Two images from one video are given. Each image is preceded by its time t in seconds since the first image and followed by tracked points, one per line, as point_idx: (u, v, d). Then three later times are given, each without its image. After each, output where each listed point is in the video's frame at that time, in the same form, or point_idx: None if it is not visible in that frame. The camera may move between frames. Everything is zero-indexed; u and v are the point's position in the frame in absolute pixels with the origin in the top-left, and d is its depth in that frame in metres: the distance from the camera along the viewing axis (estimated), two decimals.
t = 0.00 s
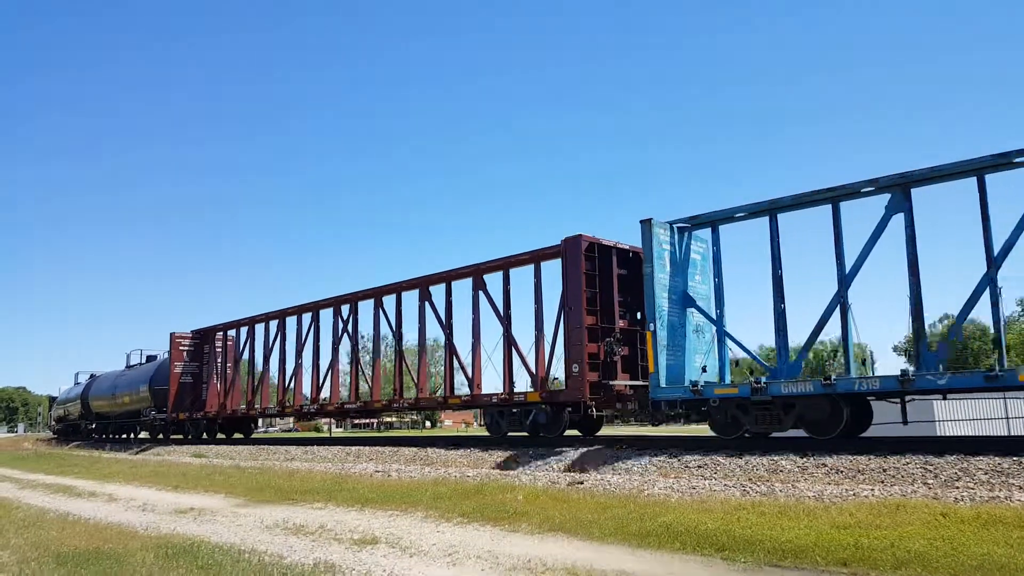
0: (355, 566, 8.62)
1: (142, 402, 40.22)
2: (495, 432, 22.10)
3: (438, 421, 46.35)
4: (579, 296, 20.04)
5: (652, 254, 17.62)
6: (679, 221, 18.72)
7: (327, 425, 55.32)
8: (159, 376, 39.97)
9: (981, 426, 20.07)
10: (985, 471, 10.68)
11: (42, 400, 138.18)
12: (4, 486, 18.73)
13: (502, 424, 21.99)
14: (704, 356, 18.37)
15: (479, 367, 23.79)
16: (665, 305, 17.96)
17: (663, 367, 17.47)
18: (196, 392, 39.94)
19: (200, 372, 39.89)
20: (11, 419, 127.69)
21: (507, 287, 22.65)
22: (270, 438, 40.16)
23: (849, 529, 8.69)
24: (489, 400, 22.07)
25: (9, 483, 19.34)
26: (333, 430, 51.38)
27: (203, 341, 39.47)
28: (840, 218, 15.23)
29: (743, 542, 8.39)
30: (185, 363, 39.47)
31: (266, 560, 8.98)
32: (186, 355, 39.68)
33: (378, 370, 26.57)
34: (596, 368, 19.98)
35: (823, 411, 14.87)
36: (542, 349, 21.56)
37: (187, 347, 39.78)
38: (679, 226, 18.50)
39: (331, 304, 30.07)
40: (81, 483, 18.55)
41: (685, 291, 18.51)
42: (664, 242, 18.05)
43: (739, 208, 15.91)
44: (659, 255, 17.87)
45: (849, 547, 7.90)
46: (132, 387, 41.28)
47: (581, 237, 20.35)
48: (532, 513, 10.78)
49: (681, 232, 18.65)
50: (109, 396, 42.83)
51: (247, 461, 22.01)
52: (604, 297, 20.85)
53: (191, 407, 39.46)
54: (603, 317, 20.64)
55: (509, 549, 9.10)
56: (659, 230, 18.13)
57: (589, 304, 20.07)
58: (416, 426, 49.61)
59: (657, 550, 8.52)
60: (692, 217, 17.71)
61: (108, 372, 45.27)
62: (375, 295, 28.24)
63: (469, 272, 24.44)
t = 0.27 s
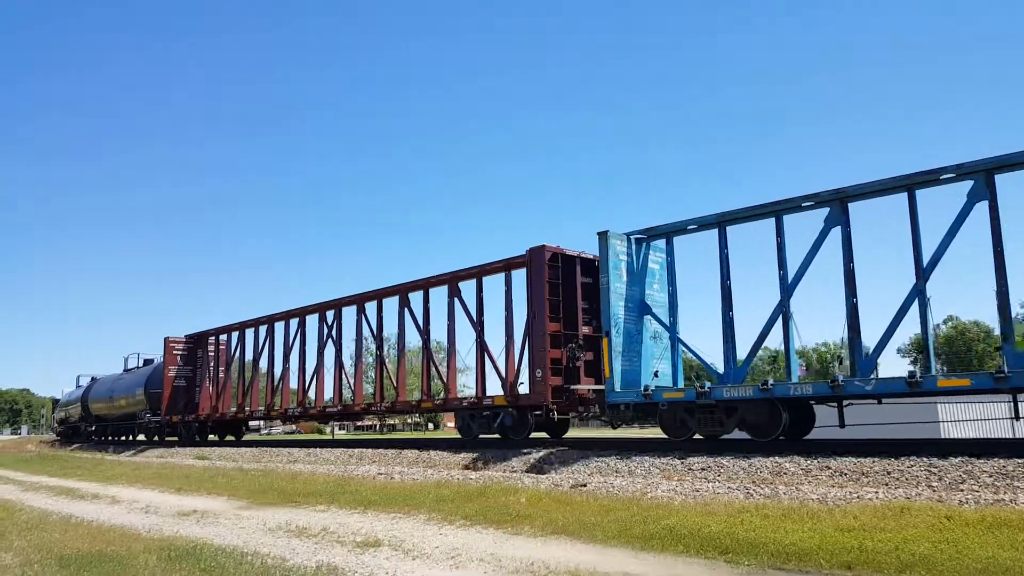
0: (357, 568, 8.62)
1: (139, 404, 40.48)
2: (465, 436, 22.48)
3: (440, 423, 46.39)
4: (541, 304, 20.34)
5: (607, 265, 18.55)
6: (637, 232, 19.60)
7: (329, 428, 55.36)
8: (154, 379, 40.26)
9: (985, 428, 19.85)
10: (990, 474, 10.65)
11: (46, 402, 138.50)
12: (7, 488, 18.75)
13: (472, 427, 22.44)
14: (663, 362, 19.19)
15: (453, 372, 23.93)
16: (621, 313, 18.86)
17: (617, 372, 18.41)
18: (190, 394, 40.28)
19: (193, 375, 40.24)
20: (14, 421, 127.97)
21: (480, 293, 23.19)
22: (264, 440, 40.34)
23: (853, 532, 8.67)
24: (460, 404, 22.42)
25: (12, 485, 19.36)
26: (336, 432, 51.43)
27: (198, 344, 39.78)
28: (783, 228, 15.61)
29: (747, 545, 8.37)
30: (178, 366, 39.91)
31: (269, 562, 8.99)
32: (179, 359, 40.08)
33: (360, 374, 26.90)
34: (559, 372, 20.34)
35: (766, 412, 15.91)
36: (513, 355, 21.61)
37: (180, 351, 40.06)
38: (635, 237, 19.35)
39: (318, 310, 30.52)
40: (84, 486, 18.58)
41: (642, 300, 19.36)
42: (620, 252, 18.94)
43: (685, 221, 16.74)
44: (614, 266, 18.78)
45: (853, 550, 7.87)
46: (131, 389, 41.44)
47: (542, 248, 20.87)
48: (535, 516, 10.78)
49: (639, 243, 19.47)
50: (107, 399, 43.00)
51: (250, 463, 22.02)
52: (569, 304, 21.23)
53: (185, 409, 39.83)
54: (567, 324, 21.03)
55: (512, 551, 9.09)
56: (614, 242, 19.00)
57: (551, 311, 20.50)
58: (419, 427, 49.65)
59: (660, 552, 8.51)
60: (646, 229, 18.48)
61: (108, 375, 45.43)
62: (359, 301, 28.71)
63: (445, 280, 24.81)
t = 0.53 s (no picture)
0: (359, 572, 8.63)
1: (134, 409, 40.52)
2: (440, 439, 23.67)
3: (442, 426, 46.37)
4: (507, 313, 21.56)
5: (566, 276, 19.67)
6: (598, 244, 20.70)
7: (331, 431, 55.32)
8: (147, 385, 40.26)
9: (987, 428, 19.79)
10: (991, 475, 10.66)
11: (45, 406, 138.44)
12: (8, 493, 18.74)
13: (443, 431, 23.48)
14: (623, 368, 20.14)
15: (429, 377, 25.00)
16: (581, 322, 19.91)
17: (575, 378, 19.59)
18: (182, 401, 40.28)
19: (186, 381, 40.22)
20: (15, 425, 127.90)
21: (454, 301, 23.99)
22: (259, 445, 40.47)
23: (855, 534, 8.68)
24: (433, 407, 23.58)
25: (13, 489, 19.35)
26: (337, 436, 51.39)
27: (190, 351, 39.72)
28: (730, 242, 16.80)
29: (750, 547, 8.38)
30: (171, 372, 39.88)
31: (270, 567, 8.99)
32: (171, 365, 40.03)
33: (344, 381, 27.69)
34: (525, 378, 21.71)
35: (707, 416, 17.31)
36: (484, 360, 22.99)
37: (174, 357, 40.02)
38: (595, 248, 20.29)
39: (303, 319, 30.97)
40: (85, 490, 18.57)
41: (602, 309, 20.38)
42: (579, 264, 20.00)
43: (639, 234, 17.80)
44: (574, 276, 19.95)
45: (855, 552, 7.89)
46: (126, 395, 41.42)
47: (509, 260, 22.01)
48: (537, 519, 10.80)
49: (599, 254, 20.45)
50: (103, 404, 43.04)
51: (251, 467, 22.01)
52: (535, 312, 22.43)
53: (177, 415, 39.86)
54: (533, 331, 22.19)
55: (514, 555, 9.10)
56: (575, 253, 19.96)
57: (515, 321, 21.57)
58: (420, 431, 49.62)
59: (662, 555, 8.52)
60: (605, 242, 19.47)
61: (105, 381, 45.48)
62: (342, 310, 29.18)
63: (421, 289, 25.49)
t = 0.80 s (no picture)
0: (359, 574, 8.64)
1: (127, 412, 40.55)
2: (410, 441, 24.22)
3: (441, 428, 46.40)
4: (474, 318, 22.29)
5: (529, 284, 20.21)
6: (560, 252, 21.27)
7: (331, 433, 55.34)
8: (139, 389, 40.26)
9: (987, 426, 19.78)
10: (991, 473, 10.68)
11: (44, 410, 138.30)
12: (7, 497, 18.71)
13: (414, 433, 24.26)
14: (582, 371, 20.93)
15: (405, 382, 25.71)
16: (542, 328, 20.57)
17: (537, 381, 20.17)
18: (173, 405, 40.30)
19: (177, 386, 40.24)
20: (14, 429, 127.75)
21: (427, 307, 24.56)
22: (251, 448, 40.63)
23: (855, 533, 8.69)
24: (406, 410, 24.20)
25: (13, 493, 19.32)
26: (337, 438, 51.41)
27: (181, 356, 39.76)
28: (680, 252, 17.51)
29: (750, 546, 8.39)
30: (162, 376, 39.91)
31: (270, 569, 8.99)
32: (163, 369, 40.07)
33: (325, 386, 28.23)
34: (491, 381, 22.17)
35: (657, 413, 17.86)
36: (456, 364, 23.74)
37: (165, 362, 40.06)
38: (558, 257, 21.00)
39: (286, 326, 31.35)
40: (85, 493, 18.55)
41: (565, 315, 21.07)
42: (541, 272, 20.67)
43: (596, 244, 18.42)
44: (536, 284, 20.51)
45: (855, 551, 7.90)
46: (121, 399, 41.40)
47: (475, 268, 22.57)
48: (538, 520, 10.80)
49: (562, 262, 21.16)
50: (98, 408, 43.07)
51: (251, 469, 22.01)
52: (502, 316, 23.04)
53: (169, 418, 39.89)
54: (498, 336, 22.84)
55: (514, 555, 9.11)
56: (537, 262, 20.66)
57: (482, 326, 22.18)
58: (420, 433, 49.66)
59: (663, 555, 8.53)
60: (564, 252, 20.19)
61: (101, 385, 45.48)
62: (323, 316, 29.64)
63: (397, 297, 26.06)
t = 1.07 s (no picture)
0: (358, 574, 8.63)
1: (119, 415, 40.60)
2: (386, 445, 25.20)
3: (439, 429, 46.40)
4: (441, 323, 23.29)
5: (493, 292, 21.08)
6: (524, 260, 22.13)
7: (329, 435, 55.34)
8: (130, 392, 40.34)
9: (986, 425, 19.80)
10: (989, 472, 10.69)
11: (42, 412, 138.21)
12: (5, 499, 18.65)
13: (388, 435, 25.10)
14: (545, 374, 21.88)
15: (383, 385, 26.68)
16: (506, 333, 21.42)
17: (499, 384, 21.08)
18: (164, 408, 40.39)
19: (167, 389, 40.37)
20: (12, 431, 127.61)
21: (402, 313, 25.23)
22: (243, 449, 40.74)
23: (854, 532, 8.69)
24: (380, 412, 25.48)
25: (12, 495, 19.28)
26: (335, 440, 51.43)
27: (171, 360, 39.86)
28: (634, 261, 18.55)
29: (749, 546, 8.39)
30: (152, 380, 40.02)
31: (269, 571, 8.98)
32: (153, 373, 40.20)
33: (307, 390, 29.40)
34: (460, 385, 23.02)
35: (610, 417, 18.87)
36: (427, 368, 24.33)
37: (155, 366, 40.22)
38: (522, 266, 21.86)
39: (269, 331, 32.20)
40: (84, 495, 18.51)
41: (528, 321, 21.95)
42: (506, 280, 21.51)
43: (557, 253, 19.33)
44: (500, 291, 21.39)
45: (854, 550, 7.90)
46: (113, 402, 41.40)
47: (444, 275, 23.39)
48: (537, 520, 10.81)
49: (526, 270, 22.03)
50: (91, 411, 43.14)
51: (250, 471, 21.98)
52: (469, 321, 24.04)
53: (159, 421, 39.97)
54: (465, 340, 23.86)
55: (513, 556, 9.11)
56: (501, 270, 21.53)
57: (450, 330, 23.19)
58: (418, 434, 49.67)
59: (662, 555, 8.52)
60: (527, 261, 21.07)
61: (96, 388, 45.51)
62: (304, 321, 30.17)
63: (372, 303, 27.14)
